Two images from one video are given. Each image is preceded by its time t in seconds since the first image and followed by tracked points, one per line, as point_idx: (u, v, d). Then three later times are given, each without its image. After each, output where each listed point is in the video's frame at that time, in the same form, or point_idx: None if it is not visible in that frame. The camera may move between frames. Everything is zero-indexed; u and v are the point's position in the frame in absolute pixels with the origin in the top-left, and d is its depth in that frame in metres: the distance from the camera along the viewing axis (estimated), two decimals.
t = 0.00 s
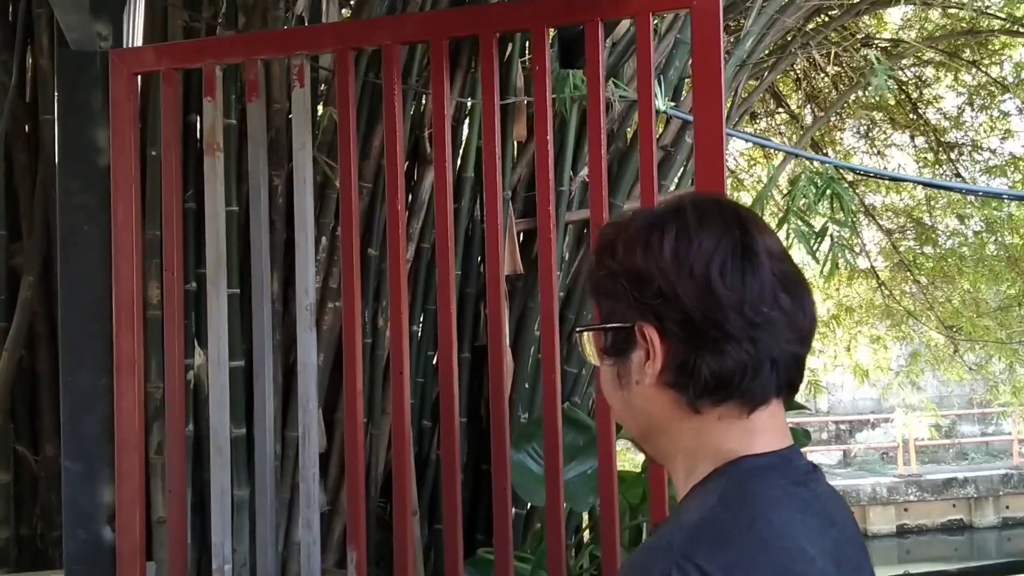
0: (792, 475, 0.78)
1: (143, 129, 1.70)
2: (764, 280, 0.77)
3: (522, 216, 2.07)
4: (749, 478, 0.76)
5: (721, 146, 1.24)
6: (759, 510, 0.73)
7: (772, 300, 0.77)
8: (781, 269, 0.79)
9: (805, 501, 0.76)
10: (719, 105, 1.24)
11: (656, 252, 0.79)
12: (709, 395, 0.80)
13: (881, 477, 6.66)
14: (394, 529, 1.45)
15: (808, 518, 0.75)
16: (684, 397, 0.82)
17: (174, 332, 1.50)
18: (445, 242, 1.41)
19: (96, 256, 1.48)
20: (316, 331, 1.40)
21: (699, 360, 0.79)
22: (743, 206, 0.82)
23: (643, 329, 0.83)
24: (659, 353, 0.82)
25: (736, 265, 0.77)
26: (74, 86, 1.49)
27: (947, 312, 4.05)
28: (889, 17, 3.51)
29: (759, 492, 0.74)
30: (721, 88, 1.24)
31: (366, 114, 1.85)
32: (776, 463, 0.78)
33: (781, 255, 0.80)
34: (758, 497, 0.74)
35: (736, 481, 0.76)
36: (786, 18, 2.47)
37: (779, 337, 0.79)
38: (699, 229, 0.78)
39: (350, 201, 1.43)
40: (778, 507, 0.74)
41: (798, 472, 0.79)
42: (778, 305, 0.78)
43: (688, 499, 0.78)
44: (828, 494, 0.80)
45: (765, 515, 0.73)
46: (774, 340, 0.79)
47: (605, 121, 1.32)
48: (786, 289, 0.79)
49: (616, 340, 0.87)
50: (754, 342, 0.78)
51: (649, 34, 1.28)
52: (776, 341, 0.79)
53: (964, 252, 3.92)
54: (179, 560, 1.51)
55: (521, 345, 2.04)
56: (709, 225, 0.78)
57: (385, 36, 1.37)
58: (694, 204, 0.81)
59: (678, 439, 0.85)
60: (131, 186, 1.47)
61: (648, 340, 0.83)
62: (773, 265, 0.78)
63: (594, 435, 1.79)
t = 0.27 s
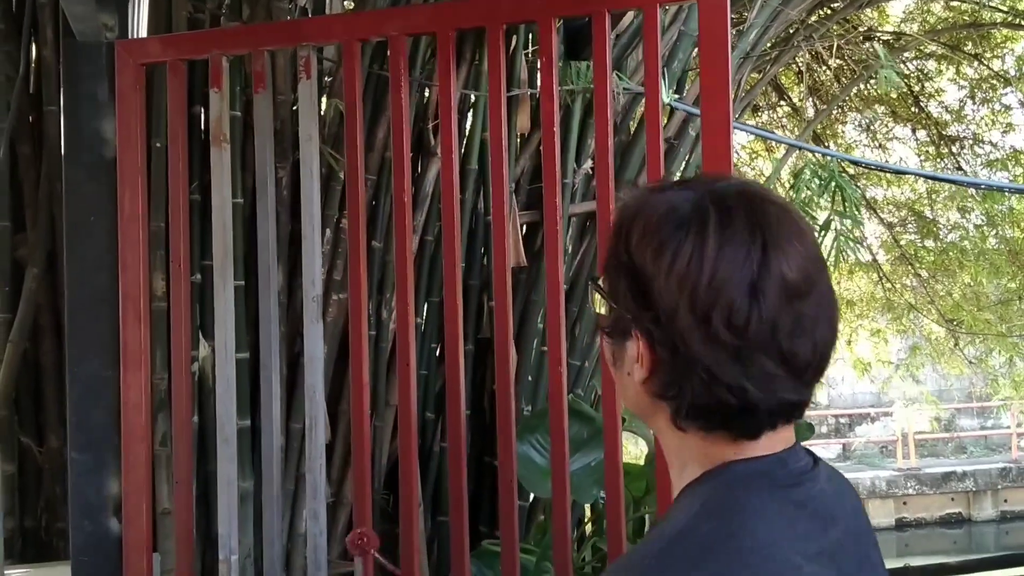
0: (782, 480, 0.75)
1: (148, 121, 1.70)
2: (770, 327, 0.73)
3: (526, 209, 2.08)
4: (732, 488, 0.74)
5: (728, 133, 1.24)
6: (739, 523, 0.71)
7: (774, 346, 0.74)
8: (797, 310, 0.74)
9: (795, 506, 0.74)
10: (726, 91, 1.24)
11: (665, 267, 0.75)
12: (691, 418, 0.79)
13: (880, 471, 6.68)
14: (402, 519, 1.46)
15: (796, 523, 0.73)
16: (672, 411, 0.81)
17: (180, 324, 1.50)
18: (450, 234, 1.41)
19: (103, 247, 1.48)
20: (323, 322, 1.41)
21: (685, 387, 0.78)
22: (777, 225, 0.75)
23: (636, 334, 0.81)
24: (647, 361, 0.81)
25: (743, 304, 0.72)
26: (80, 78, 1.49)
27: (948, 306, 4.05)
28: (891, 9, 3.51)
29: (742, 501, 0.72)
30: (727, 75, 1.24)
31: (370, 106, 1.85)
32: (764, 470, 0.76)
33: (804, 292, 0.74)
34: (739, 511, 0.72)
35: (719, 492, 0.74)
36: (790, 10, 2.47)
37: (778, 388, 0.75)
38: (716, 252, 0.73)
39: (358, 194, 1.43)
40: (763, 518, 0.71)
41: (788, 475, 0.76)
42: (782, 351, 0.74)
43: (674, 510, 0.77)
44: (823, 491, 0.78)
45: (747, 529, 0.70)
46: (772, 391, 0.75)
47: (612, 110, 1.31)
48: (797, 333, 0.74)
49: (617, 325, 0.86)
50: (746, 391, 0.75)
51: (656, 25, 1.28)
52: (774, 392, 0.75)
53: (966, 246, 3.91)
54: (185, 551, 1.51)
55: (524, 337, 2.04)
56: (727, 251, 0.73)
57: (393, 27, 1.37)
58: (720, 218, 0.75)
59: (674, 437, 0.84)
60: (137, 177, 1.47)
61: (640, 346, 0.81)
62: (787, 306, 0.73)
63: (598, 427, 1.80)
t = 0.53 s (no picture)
0: (773, 506, 0.72)
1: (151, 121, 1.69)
2: (778, 377, 0.70)
3: (529, 209, 2.07)
4: (716, 519, 0.71)
5: (738, 130, 1.23)
6: (719, 554, 0.69)
7: (782, 394, 0.71)
8: (811, 357, 0.71)
9: (789, 532, 0.71)
10: (735, 90, 1.23)
11: (680, 297, 0.71)
12: (687, 445, 0.77)
13: (881, 469, 6.67)
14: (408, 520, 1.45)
15: (790, 549, 0.70)
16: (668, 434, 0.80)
17: (184, 324, 1.49)
18: (456, 234, 1.40)
19: (107, 247, 1.47)
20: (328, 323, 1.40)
21: (682, 416, 0.76)
22: (804, 264, 0.70)
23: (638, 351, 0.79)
24: (646, 379, 0.79)
25: (757, 349, 0.69)
26: (83, 77, 1.48)
27: (950, 304, 4.03)
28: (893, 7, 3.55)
29: (724, 529, 0.70)
30: (736, 74, 1.23)
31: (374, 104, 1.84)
32: (756, 495, 0.73)
33: (821, 341, 0.71)
34: (720, 544, 0.69)
35: (704, 522, 0.72)
36: (795, 8, 2.46)
37: (783, 437, 0.73)
38: (738, 289, 0.69)
39: (363, 194, 1.42)
40: (747, 550, 0.69)
41: (783, 499, 0.73)
42: (789, 398, 0.72)
43: (664, 535, 0.75)
44: (828, 511, 0.74)
45: (727, 563, 0.68)
46: (777, 438, 0.73)
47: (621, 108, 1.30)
48: (807, 383, 0.71)
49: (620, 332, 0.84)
50: (748, 436, 0.73)
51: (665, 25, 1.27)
52: (778, 440, 0.73)
53: (968, 244, 3.90)
54: (189, 553, 1.51)
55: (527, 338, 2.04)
56: (749, 291, 0.69)
57: (399, 26, 1.36)
58: (744, 253, 0.70)
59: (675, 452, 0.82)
60: (141, 176, 1.45)
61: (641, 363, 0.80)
62: (800, 357, 0.70)
63: (603, 427, 1.79)
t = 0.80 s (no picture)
0: (790, 518, 0.72)
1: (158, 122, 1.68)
2: (814, 387, 0.71)
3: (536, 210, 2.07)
4: (733, 527, 0.71)
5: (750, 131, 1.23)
6: (736, 562, 0.68)
7: (815, 404, 0.71)
8: (845, 368, 0.71)
9: (804, 543, 0.71)
10: (748, 90, 1.23)
11: (714, 306, 0.71)
12: (709, 457, 0.77)
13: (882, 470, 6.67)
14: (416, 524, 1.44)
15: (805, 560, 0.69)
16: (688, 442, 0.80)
17: (193, 326, 1.49)
18: (467, 236, 1.40)
19: (115, 249, 1.47)
20: (337, 324, 1.39)
21: (708, 428, 0.76)
22: (840, 273, 0.71)
23: (665, 359, 0.80)
24: (667, 387, 0.80)
25: (794, 360, 0.69)
26: (91, 78, 1.47)
27: (954, 305, 4.02)
28: (898, 8, 3.47)
29: (740, 539, 0.70)
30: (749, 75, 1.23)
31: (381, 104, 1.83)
32: (774, 506, 0.73)
33: (856, 351, 0.71)
34: (737, 552, 0.69)
35: (721, 530, 0.71)
36: (802, 9, 2.45)
37: (814, 449, 0.73)
38: (776, 298, 0.69)
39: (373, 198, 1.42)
40: (763, 557, 0.69)
41: (800, 511, 0.73)
42: (822, 409, 0.72)
43: (677, 543, 0.75)
44: (846, 522, 0.74)
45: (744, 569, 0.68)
46: (807, 450, 0.73)
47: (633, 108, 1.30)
48: (841, 394, 0.72)
49: (643, 339, 0.85)
50: (780, 448, 0.73)
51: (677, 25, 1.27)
52: (808, 452, 0.73)
53: (971, 246, 3.92)
54: (197, 556, 1.51)
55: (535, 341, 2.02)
56: (788, 301, 0.69)
57: (407, 27, 1.36)
58: (782, 261, 0.70)
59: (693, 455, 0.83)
60: (149, 177, 1.45)
61: (665, 371, 0.80)
62: (836, 367, 0.71)
63: (611, 429, 1.78)
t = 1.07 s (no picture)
0: (815, 513, 0.76)
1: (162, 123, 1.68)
2: (838, 384, 0.71)
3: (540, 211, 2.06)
4: (767, 524, 0.74)
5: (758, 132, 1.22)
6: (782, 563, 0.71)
7: (837, 403, 0.72)
8: (866, 366, 0.72)
9: (830, 535, 0.75)
10: (756, 91, 1.22)
11: (741, 305, 0.70)
12: (727, 456, 0.77)
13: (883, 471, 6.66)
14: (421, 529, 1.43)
15: (834, 552, 0.74)
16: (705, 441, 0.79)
17: (198, 326, 1.48)
18: (473, 237, 1.38)
19: (119, 250, 1.46)
20: (342, 326, 1.39)
21: (729, 425, 0.75)
22: (861, 274, 0.72)
23: (683, 357, 0.78)
24: (688, 387, 0.78)
25: (819, 358, 0.70)
26: (96, 78, 1.46)
27: (956, 306, 4.02)
28: (900, 8, 3.47)
29: (779, 540, 0.73)
30: (758, 75, 1.22)
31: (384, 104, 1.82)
32: (799, 501, 0.76)
33: (876, 349, 0.72)
34: (780, 547, 0.72)
35: (755, 528, 0.74)
36: (806, 9, 2.45)
37: (834, 446, 0.74)
38: (802, 298, 0.69)
39: (378, 199, 1.41)
40: (804, 550, 0.72)
41: (821, 506, 0.77)
42: (843, 407, 0.72)
43: (707, 543, 0.76)
44: (854, 516, 0.79)
45: (791, 564, 0.71)
46: (828, 447, 0.74)
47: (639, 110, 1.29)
48: (862, 392, 0.72)
49: (657, 339, 0.82)
50: (801, 445, 0.73)
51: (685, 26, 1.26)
52: (829, 449, 0.74)
53: (973, 246, 3.91)
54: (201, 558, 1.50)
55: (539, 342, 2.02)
56: (815, 300, 0.69)
57: (414, 28, 1.35)
58: (808, 261, 0.71)
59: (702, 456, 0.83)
60: (154, 178, 1.45)
61: (683, 370, 0.78)
62: (858, 365, 0.71)
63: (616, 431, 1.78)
